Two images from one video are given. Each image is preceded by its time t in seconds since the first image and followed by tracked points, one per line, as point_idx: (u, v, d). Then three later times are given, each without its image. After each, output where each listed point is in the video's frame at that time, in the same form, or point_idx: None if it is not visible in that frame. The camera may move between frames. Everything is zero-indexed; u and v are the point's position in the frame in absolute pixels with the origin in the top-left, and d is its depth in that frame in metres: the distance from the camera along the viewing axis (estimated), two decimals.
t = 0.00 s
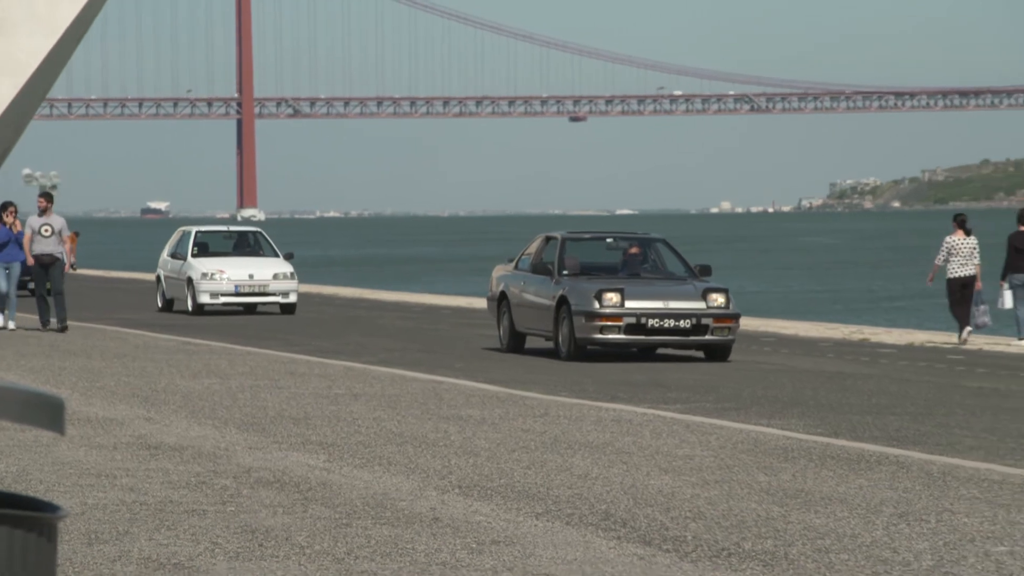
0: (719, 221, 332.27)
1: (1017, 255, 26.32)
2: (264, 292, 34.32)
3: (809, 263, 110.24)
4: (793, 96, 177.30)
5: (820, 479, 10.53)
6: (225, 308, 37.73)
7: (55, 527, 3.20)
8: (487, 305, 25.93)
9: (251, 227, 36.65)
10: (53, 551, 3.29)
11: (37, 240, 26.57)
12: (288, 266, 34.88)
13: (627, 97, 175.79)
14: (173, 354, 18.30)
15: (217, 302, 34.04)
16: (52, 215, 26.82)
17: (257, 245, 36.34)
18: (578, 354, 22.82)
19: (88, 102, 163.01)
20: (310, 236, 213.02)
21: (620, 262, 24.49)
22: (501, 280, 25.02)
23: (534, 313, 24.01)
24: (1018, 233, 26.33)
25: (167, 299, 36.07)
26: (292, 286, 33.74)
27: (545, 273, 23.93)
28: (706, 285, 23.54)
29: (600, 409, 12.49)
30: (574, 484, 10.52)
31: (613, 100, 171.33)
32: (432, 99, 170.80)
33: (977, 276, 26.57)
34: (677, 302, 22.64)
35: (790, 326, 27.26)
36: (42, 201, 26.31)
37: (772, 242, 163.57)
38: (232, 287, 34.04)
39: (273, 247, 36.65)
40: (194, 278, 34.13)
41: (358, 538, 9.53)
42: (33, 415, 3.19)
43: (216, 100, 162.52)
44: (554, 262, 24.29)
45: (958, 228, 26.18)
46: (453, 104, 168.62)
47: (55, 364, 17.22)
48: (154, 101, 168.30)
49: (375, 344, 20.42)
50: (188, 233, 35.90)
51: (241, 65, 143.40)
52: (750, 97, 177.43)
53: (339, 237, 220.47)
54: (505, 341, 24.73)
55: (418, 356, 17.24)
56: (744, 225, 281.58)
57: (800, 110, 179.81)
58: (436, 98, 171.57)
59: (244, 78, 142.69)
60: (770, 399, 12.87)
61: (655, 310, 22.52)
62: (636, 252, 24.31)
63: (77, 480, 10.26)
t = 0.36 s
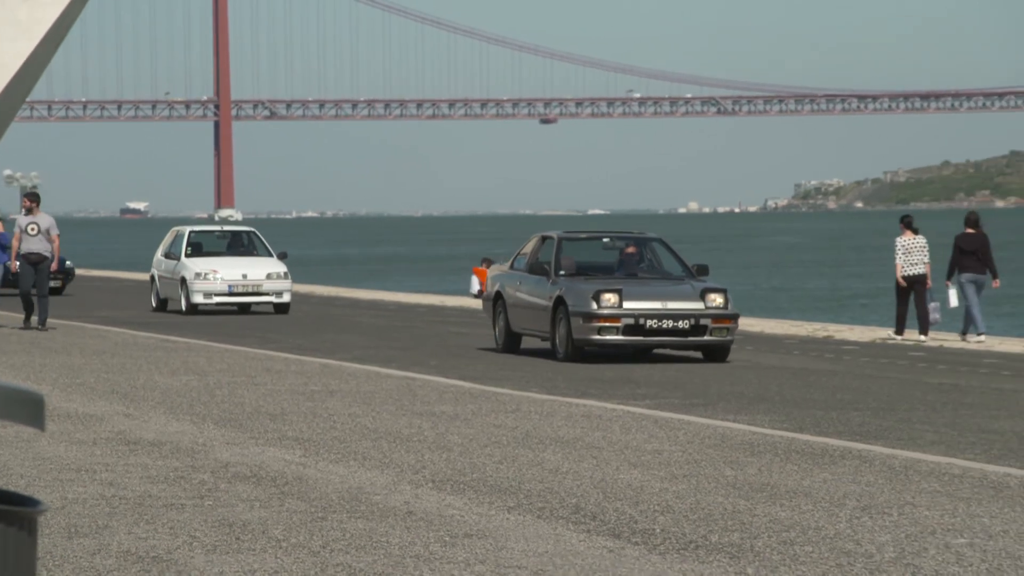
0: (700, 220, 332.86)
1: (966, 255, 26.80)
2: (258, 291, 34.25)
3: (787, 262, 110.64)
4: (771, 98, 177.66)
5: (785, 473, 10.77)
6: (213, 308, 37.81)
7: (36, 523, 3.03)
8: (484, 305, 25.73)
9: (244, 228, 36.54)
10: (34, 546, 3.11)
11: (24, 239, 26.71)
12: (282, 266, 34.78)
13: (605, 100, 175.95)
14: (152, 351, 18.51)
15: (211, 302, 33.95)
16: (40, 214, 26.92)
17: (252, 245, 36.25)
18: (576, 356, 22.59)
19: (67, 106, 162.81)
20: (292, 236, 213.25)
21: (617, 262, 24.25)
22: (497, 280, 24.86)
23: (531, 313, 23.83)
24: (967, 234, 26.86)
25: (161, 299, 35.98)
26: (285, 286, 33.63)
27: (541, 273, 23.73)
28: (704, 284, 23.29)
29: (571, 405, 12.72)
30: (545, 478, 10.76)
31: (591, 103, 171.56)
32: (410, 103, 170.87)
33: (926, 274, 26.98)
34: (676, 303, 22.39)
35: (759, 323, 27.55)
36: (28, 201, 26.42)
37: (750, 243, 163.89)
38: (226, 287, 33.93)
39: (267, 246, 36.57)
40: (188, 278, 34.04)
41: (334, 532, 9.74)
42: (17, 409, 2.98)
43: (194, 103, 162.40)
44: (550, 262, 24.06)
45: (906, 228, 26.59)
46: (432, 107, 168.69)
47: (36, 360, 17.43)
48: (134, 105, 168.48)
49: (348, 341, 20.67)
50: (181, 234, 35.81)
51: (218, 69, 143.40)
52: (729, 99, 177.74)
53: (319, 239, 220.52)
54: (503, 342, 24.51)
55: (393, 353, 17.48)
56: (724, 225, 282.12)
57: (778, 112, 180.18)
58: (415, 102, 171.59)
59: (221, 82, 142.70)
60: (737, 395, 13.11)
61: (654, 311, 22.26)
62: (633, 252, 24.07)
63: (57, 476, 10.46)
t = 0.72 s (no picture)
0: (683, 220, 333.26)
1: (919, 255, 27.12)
2: (254, 293, 33.93)
3: (769, 263, 110.88)
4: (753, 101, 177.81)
5: (754, 470, 11.01)
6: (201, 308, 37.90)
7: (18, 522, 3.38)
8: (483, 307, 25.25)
9: (240, 230, 36.22)
10: (17, 543, 3.45)
11: (8, 243, 26.80)
12: (279, 269, 34.47)
13: (589, 103, 175.98)
14: (133, 351, 18.69)
15: (207, 304, 33.66)
16: (23, 218, 26.98)
17: (247, 246, 35.86)
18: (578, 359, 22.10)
19: (50, 108, 162.44)
20: (277, 233, 213.54)
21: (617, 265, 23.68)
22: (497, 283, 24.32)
23: (531, 317, 23.32)
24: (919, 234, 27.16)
25: (158, 303, 35.72)
26: (281, 287, 33.31)
27: (542, 276, 23.18)
28: (706, 286, 22.79)
29: (544, 403, 12.95)
30: (520, 475, 10.98)
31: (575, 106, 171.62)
32: (393, 105, 170.74)
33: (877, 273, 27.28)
34: (679, 306, 21.90)
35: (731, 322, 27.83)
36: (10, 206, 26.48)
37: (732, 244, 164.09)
38: (222, 288, 33.60)
39: (263, 248, 36.21)
40: (184, 280, 33.77)
41: (313, 529, 9.95)
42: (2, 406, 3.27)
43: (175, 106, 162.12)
44: (550, 264, 23.51)
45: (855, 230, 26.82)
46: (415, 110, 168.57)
47: (19, 360, 17.63)
48: (116, 108, 168.42)
49: (324, 340, 20.92)
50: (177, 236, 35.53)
51: (199, 72, 143.22)
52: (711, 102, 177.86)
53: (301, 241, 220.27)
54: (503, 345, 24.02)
55: (371, 353, 17.68)
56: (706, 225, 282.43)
57: (760, 115, 180.36)
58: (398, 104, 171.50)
59: (203, 86, 142.54)
60: (707, 394, 13.34)
61: (656, 315, 21.78)
62: (634, 254, 23.52)
63: (41, 474, 10.65)
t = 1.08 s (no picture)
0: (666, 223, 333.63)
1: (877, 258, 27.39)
2: (253, 295, 33.40)
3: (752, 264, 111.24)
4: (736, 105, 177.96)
5: (726, 465, 11.27)
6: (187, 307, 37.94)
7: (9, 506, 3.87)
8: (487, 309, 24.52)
9: (240, 231, 35.70)
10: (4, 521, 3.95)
11: None
12: (280, 269, 33.96)
13: (574, 107, 176.04)
14: (118, 349, 18.88)
15: (208, 304, 33.16)
16: (10, 216, 27.05)
17: (247, 248, 35.28)
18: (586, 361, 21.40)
19: (32, 111, 162.05)
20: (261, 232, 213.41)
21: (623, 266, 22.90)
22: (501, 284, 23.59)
23: (536, 318, 22.60)
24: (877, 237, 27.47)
25: (158, 304, 35.26)
26: (282, 287, 32.81)
27: (547, 277, 22.43)
28: (714, 286, 22.02)
29: (522, 401, 13.19)
30: (499, 471, 11.22)
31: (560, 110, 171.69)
32: (377, 109, 170.61)
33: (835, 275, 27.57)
34: (687, 307, 21.15)
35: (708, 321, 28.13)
36: None
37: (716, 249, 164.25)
38: (222, 289, 33.09)
39: (263, 250, 35.66)
40: (183, 280, 33.28)
41: (295, 523, 10.17)
42: None
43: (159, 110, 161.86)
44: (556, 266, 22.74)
45: (817, 232, 27.06)
46: (399, 114, 168.44)
47: (6, 358, 17.82)
48: (101, 112, 168.13)
49: (303, 339, 21.16)
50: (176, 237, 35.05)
51: (183, 76, 142.96)
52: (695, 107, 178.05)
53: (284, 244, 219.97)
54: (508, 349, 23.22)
55: (353, 351, 17.88)
56: (690, 227, 282.63)
57: (744, 118, 180.58)
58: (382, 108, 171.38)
59: (186, 91, 142.30)
60: (681, 391, 13.61)
61: (664, 316, 21.04)
62: (639, 256, 22.73)
63: (28, 470, 10.86)
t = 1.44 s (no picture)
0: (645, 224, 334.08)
1: (827, 258, 27.74)
2: (246, 296, 33.40)
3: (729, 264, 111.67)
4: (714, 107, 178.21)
5: (693, 461, 11.49)
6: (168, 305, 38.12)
7: None
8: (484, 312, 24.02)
9: (233, 231, 35.68)
10: None
11: None
12: (272, 270, 33.94)
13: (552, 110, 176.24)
14: (95, 347, 19.04)
15: (200, 305, 33.16)
16: None
17: (239, 248, 35.27)
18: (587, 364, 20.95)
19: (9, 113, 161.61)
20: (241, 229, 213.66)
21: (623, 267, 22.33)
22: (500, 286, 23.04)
23: (535, 320, 22.13)
24: (828, 236, 27.79)
25: (150, 304, 35.28)
26: (274, 289, 32.80)
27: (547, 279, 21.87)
28: (717, 287, 21.52)
29: (493, 397, 13.41)
30: (470, 467, 11.43)
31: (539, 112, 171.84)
32: (356, 112, 170.53)
33: (787, 274, 27.95)
34: (690, 309, 20.64)
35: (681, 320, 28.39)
36: None
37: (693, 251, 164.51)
38: (214, 289, 33.10)
39: (255, 250, 35.70)
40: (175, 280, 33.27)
41: (270, 518, 10.37)
42: None
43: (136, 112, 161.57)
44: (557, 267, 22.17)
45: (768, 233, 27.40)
46: (378, 116, 168.34)
47: None
48: (80, 114, 168.09)
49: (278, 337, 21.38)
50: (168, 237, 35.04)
51: (161, 79, 142.72)
52: (673, 109, 178.29)
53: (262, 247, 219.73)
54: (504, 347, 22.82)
55: (328, 350, 18.08)
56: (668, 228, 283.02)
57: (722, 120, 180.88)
58: (361, 110, 171.27)
59: (164, 93, 142.07)
60: (649, 388, 13.85)
61: (668, 318, 20.53)
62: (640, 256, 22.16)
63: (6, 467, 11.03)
